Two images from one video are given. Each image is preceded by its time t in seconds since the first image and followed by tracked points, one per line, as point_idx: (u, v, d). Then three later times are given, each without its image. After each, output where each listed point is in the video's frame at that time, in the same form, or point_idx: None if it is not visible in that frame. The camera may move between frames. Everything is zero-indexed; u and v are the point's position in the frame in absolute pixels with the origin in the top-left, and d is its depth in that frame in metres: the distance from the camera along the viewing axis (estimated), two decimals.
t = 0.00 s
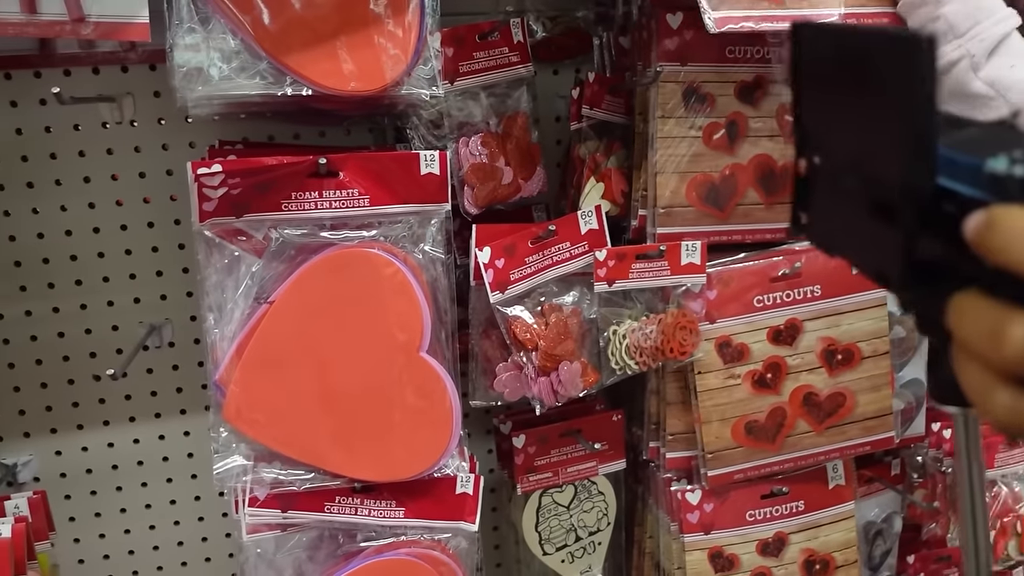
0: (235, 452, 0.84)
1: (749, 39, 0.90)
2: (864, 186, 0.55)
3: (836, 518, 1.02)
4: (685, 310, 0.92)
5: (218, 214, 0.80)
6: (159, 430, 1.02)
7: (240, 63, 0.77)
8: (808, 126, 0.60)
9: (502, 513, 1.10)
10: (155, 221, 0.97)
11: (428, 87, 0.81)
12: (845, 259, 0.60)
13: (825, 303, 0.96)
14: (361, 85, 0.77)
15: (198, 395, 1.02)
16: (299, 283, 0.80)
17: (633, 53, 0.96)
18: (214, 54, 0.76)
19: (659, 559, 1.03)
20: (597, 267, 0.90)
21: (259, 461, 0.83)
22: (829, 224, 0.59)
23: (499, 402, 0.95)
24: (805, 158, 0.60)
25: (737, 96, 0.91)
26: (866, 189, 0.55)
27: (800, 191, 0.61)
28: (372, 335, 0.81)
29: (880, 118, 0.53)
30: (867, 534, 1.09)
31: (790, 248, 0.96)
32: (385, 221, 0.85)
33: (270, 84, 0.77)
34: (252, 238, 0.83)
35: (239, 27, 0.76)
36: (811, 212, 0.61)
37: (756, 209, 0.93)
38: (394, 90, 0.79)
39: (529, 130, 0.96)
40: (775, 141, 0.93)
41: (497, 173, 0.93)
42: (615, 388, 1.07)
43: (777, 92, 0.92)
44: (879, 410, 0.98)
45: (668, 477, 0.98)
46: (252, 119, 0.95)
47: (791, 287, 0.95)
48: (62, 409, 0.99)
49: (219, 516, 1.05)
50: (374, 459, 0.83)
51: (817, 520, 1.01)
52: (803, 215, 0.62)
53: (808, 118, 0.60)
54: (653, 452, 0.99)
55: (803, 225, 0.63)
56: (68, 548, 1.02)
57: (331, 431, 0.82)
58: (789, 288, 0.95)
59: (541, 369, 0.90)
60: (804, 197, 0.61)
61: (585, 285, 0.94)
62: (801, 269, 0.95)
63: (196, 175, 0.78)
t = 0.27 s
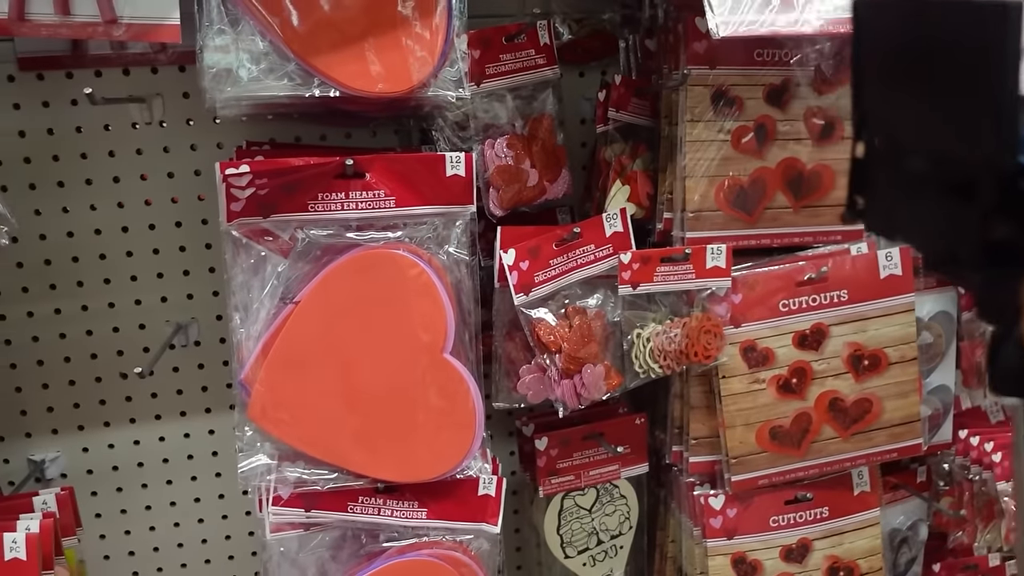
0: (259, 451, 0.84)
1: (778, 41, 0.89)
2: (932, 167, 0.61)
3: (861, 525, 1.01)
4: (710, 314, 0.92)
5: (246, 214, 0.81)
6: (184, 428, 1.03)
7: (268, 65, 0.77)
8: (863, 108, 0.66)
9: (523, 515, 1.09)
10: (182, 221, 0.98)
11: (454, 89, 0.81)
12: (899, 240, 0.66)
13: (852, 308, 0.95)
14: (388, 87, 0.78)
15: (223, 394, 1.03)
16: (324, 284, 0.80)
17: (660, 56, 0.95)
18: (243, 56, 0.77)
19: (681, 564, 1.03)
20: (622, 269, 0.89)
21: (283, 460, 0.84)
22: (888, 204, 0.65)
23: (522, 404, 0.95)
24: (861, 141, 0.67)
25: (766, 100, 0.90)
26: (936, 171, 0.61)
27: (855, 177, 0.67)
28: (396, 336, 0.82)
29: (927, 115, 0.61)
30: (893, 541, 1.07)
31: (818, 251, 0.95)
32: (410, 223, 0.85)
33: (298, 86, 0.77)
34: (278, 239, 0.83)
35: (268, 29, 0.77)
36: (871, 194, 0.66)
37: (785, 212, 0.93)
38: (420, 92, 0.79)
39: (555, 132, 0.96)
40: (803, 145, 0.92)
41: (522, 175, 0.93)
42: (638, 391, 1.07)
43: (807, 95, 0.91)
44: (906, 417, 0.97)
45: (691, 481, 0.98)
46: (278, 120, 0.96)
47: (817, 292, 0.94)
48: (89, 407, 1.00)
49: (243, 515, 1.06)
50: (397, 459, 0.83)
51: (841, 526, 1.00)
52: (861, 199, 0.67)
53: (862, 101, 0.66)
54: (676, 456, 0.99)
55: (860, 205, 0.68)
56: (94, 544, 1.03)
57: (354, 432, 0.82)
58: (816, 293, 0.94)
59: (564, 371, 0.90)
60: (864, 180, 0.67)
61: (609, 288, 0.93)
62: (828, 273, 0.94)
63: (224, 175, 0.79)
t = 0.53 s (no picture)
0: (275, 450, 0.84)
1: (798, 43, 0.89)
2: (961, 168, 0.62)
3: (879, 531, 1.00)
4: (727, 317, 0.91)
5: (263, 215, 0.81)
6: (201, 427, 1.03)
7: (286, 66, 0.78)
8: (889, 109, 0.66)
9: (538, 518, 1.09)
10: (201, 221, 0.98)
11: (471, 91, 0.81)
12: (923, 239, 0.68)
13: (871, 312, 0.94)
14: (405, 88, 0.78)
15: (240, 393, 1.03)
16: (340, 285, 0.81)
17: (678, 58, 0.95)
18: (262, 57, 0.77)
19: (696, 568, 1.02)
20: (638, 272, 0.89)
21: (299, 460, 0.84)
22: (916, 203, 0.65)
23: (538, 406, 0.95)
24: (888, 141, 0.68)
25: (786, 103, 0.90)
26: (965, 171, 0.62)
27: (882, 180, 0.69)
28: (411, 337, 0.82)
29: (960, 117, 0.62)
30: (911, 549, 1.07)
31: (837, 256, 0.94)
32: (426, 224, 0.85)
33: (315, 87, 0.78)
34: (295, 239, 0.84)
35: (287, 31, 0.77)
36: (898, 194, 0.67)
37: (805, 215, 0.92)
38: (437, 93, 0.79)
39: (572, 134, 0.95)
40: (823, 147, 0.91)
41: (539, 177, 0.93)
42: (654, 395, 1.07)
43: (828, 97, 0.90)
44: (924, 423, 0.96)
45: (706, 486, 0.97)
46: (297, 121, 0.96)
47: (836, 296, 0.93)
48: (108, 405, 1.01)
49: (258, 514, 1.06)
50: (411, 460, 0.83)
51: (859, 532, 0.99)
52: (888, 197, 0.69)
53: (889, 102, 0.66)
54: (692, 460, 0.98)
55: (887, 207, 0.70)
56: (112, 540, 1.04)
57: (369, 432, 0.82)
58: (834, 297, 0.93)
59: (580, 374, 0.90)
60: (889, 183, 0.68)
61: (625, 291, 0.93)
62: (846, 277, 0.93)
63: (242, 175, 0.79)
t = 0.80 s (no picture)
0: (282, 450, 0.85)
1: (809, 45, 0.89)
2: (965, 171, 0.62)
3: (888, 535, 0.99)
4: (735, 319, 0.91)
5: (272, 215, 0.81)
6: (210, 426, 1.04)
7: (295, 67, 0.78)
8: (898, 113, 0.67)
9: (546, 520, 1.09)
10: (211, 221, 0.99)
11: (479, 92, 0.81)
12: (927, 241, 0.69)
13: (881, 315, 0.93)
14: (413, 89, 0.78)
15: (248, 392, 1.03)
16: (348, 285, 0.81)
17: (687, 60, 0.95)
18: (271, 58, 0.78)
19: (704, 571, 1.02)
20: (646, 274, 0.89)
21: (306, 460, 0.84)
22: (920, 203, 0.66)
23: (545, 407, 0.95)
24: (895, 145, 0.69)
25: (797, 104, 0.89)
26: (968, 174, 0.62)
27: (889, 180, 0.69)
28: (419, 338, 0.82)
29: (967, 119, 0.62)
30: (921, 553, 1.06)
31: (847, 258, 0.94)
32: (434, 225, 0.85)
33: (324, 88, 0.78)
34: (303, 239, 0.84)
35: (296, 32, 0.77)
36: (903, 195, 0.68)
37: (815, 217, 0.92)
38: (445, 94, 0.79)
39: (581, 135, 0.95)
40: (834, 149, 0.91)
41: (548, 178, 0.93)
42: (662, 397, 1.06)
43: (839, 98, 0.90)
44: (935, 427, 0.96)
45: (714, 488, 0.97)
46: (306, 121, 0.96)
47: (845, 299, 0.92)
48: (118, 404, 1.01)
49: (266, 513, 1.07)
50: (419, 461, 0.83)
51: (868, 536, 0.98)
52: (895, 198, 0.70)
53: (898, 107, 0.67)
54: (700, 462, 0.98)
55: (894, 208, 0.71)
56: (121, 538, 1.04)
57: (376, 433, 0.83)
58: (843, 300, 0.92)
59: (587, 375, 0.90)
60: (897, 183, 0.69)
61: (633, 292, 0.93)
62: (856, 279, 0.92)
63: (251, 175, 0.80)
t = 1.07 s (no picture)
0: (288, 450, 0.85)
1: (817, 46, 0.88)
2: (959, 146, 0.59)
3: (895, 539, 0.99)
4: (742, 321, 0.91)
5: (278, 215, 0.81)
6: (216, 426, 1.04)
7: (302, 68, 0.78)
8: (889, 91, 0.62)
9: (552, 521, 1.09)
10: (218, 222, 0.99)
11: (486, 92, 0.81)
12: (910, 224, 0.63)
13: (889, 317, 0.93)
14: (420, 90, 0.78)
15: (255, 393, 1.03)
16: (353, 286, 0.81)
17: (695, 60, 0.96)
18: (278, 59, 0.78)
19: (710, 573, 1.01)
20: (652, 275, 0.89)
21: (311, 460, 0.84)
22: (912, 180, 0.61)
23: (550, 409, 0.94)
24: (887, 126, 0.63)
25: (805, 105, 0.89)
26: (963, 149, 0.59)
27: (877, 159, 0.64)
28: (424, 338, 0.82)
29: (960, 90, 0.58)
30: (928, 557, 1.06)
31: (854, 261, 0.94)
32: (440, 226, 0.85)
33: (331, 89, 0.78)
34: (310, 240, 0.84)
35: (303, 32, 0.77)
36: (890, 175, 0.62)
37: (823, 219, 0.91)
38: (452, 95, 0.79)
39: (587, 136, 0.95)
40: (842, 151, 0.91)
41: (554, 179, 0.93)
42: (668, 398, 1.06)
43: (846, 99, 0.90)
44: (942, 430, 0.95)
45: (720, 491, 0.97)
46: (313, 122, 0.97)
47: (852, 301, 0.92)
48: (124, 403, 1.02)
49: (272, 514, 1.07)
50: (424, 462, 0.83)
51: (875, 540, 0.98)
52: (886, 181, 0.63)
53: (889, 83, 0.62)
54: (706, 464, 0.97)
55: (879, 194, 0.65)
56: (128, 537, 1.04)
57: (381, 434, 0.83)
58: (850, 302, 0.92)
59: (593, 377, 0.90)
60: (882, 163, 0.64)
61: (639, 294, 0.93)
62: (863, 282, 0.92)
63: (257, 176, 0.80)
